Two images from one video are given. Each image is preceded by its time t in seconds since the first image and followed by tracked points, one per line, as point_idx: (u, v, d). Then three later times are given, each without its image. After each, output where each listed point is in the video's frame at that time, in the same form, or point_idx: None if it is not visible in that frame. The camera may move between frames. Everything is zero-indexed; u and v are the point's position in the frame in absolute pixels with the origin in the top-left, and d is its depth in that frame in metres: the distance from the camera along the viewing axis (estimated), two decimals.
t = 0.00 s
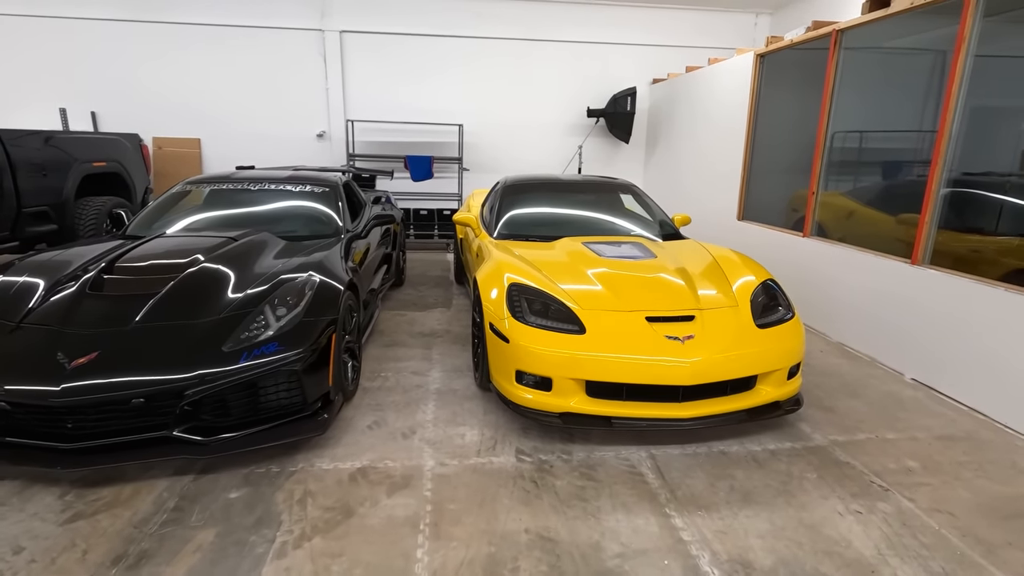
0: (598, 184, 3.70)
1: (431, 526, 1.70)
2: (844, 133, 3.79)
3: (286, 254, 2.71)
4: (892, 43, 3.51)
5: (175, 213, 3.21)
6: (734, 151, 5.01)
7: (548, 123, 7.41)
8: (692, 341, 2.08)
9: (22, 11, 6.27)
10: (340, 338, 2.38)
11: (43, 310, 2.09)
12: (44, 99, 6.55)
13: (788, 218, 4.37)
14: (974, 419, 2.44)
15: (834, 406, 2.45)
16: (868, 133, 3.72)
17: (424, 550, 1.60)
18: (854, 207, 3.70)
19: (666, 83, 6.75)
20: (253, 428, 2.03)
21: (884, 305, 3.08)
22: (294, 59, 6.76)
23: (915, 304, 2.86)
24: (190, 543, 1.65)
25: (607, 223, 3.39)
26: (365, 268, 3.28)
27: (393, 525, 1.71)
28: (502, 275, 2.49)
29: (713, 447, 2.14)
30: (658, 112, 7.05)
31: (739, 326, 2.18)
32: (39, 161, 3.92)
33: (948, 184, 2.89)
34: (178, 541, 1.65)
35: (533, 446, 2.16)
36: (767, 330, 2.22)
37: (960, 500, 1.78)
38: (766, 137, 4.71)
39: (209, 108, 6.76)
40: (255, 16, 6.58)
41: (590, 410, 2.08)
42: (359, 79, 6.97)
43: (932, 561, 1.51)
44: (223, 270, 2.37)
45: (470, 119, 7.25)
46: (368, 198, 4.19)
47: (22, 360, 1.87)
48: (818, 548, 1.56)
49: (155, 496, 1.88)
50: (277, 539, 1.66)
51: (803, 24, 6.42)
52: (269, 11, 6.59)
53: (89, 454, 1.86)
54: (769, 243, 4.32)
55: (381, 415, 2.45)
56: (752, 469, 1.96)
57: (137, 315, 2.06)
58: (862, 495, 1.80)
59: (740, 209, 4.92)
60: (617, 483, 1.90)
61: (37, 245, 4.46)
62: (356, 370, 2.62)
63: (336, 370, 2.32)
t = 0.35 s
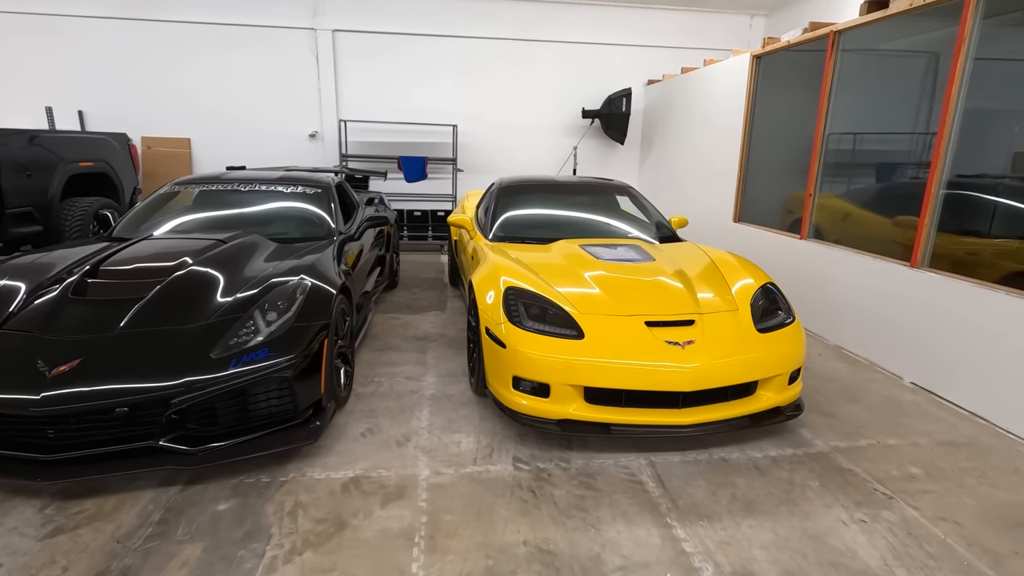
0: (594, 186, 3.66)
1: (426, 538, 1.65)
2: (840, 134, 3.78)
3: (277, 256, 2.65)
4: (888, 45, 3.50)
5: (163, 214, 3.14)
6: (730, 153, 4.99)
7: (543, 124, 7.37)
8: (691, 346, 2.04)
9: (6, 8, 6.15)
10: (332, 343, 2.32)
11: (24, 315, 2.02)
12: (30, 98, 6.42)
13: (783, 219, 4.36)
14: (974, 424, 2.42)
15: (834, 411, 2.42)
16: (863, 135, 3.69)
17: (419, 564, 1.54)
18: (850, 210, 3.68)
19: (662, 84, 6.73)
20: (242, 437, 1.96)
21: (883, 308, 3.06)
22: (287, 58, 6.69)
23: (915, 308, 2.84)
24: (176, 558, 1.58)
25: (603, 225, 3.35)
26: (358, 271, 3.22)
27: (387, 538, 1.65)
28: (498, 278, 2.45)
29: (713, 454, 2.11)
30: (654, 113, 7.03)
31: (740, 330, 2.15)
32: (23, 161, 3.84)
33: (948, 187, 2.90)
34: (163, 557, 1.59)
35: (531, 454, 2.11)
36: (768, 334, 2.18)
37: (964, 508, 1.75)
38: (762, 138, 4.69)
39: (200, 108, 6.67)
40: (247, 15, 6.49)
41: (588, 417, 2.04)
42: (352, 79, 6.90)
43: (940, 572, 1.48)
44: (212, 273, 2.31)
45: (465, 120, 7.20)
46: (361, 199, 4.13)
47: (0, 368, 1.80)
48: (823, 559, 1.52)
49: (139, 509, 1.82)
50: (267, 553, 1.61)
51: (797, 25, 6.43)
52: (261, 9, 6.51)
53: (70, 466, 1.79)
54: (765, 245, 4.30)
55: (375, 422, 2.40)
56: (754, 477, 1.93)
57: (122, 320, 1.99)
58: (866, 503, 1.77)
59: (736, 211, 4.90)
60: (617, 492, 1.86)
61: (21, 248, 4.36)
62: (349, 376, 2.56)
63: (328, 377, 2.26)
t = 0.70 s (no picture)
0: (589, 187, 3.65)
1: (424, 545, 1.63)
2: (834, 136, 3.79)
3: (271, 258, 2.62)
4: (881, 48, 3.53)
5: (154, 215, 3.09)
6: (725, 154, 5.00)
7: (538, 125, 7.36)
8: (690, 349, 2.03)
9: None
10: (327, 346, 2.29)
11: (12, 318, 1.98)
12: (18, 96, 6.32)
13: (777, 221, 4.38)
14: (970, 425, 2.43)
15: (831, 413, 2.43)
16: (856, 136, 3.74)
17: (416, 571, 1.52)
18: (844, 211, 3.69)
19: (656, 86, 6.74)
20: (236, 442, 1.93)
21: (878, 309, 3.07)
22: (280, 58, 6.64)
23: (910, 309, 2.84)
24: (168, 567, 1.55)
25: (599, 226, 3.35)
26: (352, 272, 3.19)
27: (384, 545, 1.63)
28: (495, 280, 2.43)
29: (711, 457, 2.10)
30: (648, 114, 7.04)
31: (737, 332, 2.14)
32: (10, 160, 3.78)
33: (943, 188, 2.88)
34: (154, 565, 1.56)
35: (528, 458, 2.09)
36: (765, 336, 2.18)
37: (962, 510, 1.75)
38: (757, 139, 4.70)
39: (192, 107, 6.60)
40: (240, 14, 6.44)
41: (586, 421, 2.02)
42: (346, 79, 6.86)
43: None
44: (205, 275, 2.27)
45: (459, 120, 7.17)
46: (355, 200, 4.09)
47: None
48: (824, 564, 1.52)
49: (130, 516, 1.78)
50: (261, 561, 1.58)
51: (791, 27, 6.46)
52: (255, 8, 6.46)
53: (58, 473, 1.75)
54: (760, 246, 4.31)
55: (371, 426, 2.37)
56: (752, 480, 1.92)
57: (113, 323, 1.96)
58: (864, 506, 1.77)
59: (731, 213, 4.90)
60: (615, 496, 1.85)
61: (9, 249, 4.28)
62: (344, 379, 2.53)
63: (323, 380, 2.23)
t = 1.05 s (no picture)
0: (586, 188, 3.66)
1: (426, 544, 1.63)
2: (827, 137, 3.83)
3: (270, 258, 2.61)
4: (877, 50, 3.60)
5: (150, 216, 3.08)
6: (720, 154, 5.01)
7: (534, 125, 7.38)
8: (688, 348, 2.05)
9: None
10: (326, 346, 2.29)
11: (9, 319, 1.97)
12: (10, 96, 6.26)
13: (773, 221, 4.43)
14: (964, 423, 2.46)
15: (827, 411, 2.45)
16: (851, 137, 3.84)
17: (420, 570, 1.53)
18: (838, 212, 3.70)
19: (652, 86, 6.77)
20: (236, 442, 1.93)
21: (872, 309, 3.10)
22: (276, 58, 6.62)
23: (903, 309, 2.88)
24: (170, 568, 1.55)
25: (595, 226, 3.36)
26: (350, 273, 3.19)
27: (386, 545, 1.63)
28: (494, 280, 2.43)
29: (710, 456, 2.12)
30: (644, 115, 7.07)
31: (735, 331, 2.16)
32: (2, 160, 3.76)
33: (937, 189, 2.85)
34: (156, 566, 1.56)
35: (529, 457, 2.10)
36: (763, 335, 2.20)
37: (957, 507, 1.78)
38: (752, 140, 4.72)
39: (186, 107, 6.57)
40: (235, 13, 6.41)
41: (586, 420, 2.04)
42: (342, 80, 6.84)
43: (936, 571, 1.50)
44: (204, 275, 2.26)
45: (455, 120, 7.17)
46: (352, 200, 4.09)
47: None
48: (823, 560, 1.54)
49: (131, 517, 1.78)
50: (263, 561, 1.58)
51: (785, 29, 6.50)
52: (249, 7, 6.43)
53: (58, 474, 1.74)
54: (755, 246, 4.34)
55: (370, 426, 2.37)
56: (751, 478, 1.94)
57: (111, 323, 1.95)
58: (862, 503, 1.79)
59: (726, 213, 4.87)
60: (615, 494, 1.86)
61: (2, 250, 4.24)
62: (343, 379, 2.53)
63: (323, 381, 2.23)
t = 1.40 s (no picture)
0: (579, 185, 3.67)
1: (418, 541, 1.63)
2: (819, 135, 3.81)
3: (260, 255, 2.58)
4: (867, 48, 3.59)
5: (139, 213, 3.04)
6: (712, 153, 5.04)
7: (527, 123, 7.37)
8: (679, 345, 2.06)
9: None
10: (317, 344, 2.28)
11: None
12: None
13: (764, 218, 4.45)
14: (952, 418, 2.48)
15: (817, 407, 2.47)
16: (839, 136, 3.81)
17: (411, 568, 1.53)
18: (829, 209, 3.74)
19: (644, 85, 6.78)
20: (226, 440, 1.91)
21: (862, 305, 3.12)
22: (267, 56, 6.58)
23: (892, 305, 2.90)
24: (159, 568, 1.54)
25: (588, 224, 3.35)
26: (342, 270, 3.17)
27: (378, 542, 1.63)
28: (486, 277, 2.43)
29: (701, 452, 2.13)
30: (636, 114, 7.09)
31: (726, 328, 2.17)
32: None
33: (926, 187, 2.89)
34: (144, 565, 1.55)
35: (521, 454, 2.10)
36: (754, 332, 2.21)
37: (945, 501, 1.80)
38: (744, 138, 4.75)
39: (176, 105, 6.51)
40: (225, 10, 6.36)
41: (577, 416, 2.04)
42: (334, 77, 6.80)
43: (924, 564, 1.51)
44: (194, 274, 2.21)
45: (449, 118, 7.16)
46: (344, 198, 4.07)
47: None
48: (812, 554, 1.55)
49: (119, 516, 1.76)
50: (253, 560, 1.57)
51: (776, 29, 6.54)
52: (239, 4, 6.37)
53: (44, 473, 1.72)
54: (747, 243, 4.37)
55: (362, 424, 2.36)
56: (742, 474, 1.95)
57: (99, 323, 1.93)
58: (851, 498, 1.80)
59: (717, 211, 4.92)
60: (607, 491, 1.86)
61: None
62: (334, 377, 2.52)
63: (314, 378, 2.22)
